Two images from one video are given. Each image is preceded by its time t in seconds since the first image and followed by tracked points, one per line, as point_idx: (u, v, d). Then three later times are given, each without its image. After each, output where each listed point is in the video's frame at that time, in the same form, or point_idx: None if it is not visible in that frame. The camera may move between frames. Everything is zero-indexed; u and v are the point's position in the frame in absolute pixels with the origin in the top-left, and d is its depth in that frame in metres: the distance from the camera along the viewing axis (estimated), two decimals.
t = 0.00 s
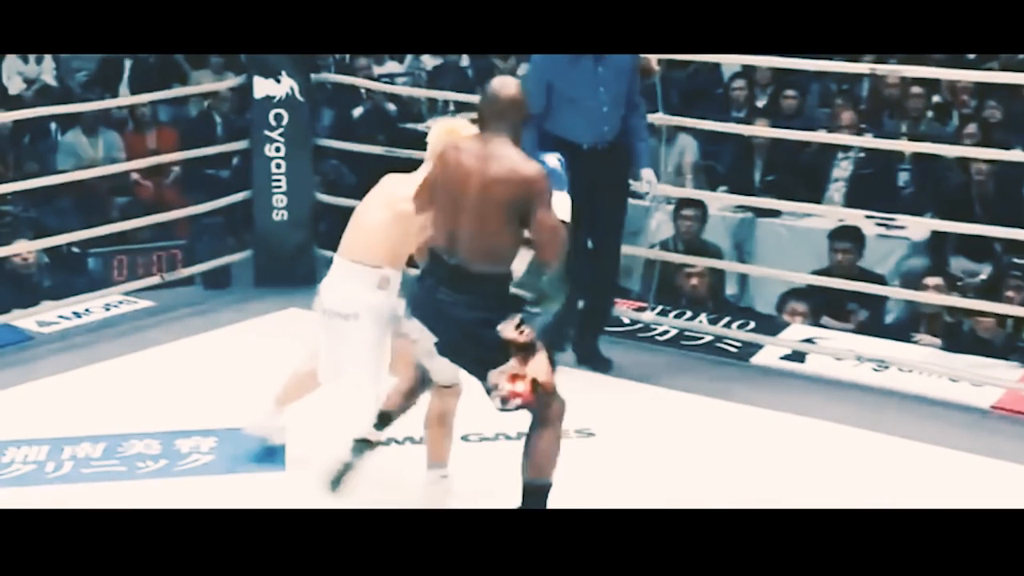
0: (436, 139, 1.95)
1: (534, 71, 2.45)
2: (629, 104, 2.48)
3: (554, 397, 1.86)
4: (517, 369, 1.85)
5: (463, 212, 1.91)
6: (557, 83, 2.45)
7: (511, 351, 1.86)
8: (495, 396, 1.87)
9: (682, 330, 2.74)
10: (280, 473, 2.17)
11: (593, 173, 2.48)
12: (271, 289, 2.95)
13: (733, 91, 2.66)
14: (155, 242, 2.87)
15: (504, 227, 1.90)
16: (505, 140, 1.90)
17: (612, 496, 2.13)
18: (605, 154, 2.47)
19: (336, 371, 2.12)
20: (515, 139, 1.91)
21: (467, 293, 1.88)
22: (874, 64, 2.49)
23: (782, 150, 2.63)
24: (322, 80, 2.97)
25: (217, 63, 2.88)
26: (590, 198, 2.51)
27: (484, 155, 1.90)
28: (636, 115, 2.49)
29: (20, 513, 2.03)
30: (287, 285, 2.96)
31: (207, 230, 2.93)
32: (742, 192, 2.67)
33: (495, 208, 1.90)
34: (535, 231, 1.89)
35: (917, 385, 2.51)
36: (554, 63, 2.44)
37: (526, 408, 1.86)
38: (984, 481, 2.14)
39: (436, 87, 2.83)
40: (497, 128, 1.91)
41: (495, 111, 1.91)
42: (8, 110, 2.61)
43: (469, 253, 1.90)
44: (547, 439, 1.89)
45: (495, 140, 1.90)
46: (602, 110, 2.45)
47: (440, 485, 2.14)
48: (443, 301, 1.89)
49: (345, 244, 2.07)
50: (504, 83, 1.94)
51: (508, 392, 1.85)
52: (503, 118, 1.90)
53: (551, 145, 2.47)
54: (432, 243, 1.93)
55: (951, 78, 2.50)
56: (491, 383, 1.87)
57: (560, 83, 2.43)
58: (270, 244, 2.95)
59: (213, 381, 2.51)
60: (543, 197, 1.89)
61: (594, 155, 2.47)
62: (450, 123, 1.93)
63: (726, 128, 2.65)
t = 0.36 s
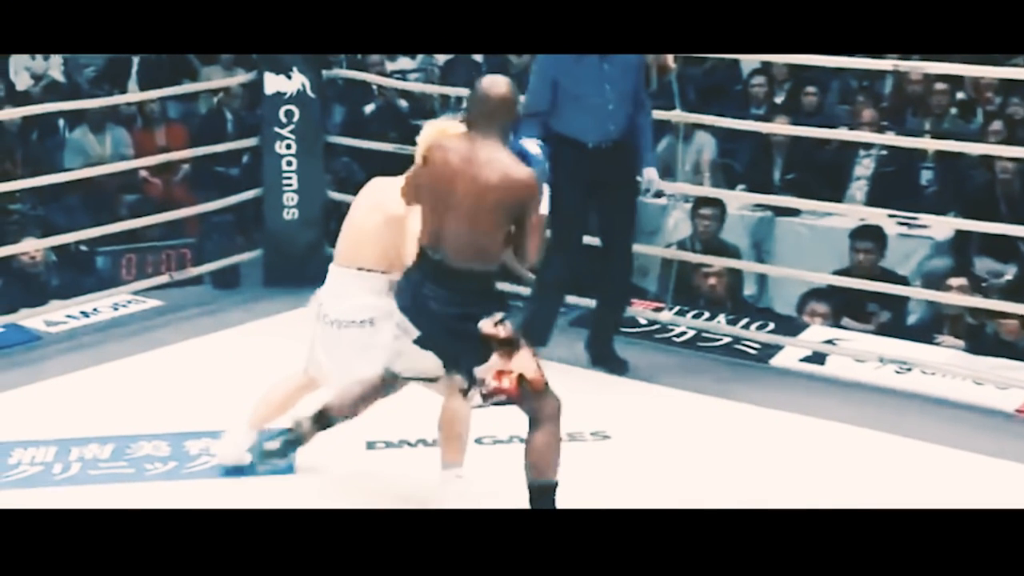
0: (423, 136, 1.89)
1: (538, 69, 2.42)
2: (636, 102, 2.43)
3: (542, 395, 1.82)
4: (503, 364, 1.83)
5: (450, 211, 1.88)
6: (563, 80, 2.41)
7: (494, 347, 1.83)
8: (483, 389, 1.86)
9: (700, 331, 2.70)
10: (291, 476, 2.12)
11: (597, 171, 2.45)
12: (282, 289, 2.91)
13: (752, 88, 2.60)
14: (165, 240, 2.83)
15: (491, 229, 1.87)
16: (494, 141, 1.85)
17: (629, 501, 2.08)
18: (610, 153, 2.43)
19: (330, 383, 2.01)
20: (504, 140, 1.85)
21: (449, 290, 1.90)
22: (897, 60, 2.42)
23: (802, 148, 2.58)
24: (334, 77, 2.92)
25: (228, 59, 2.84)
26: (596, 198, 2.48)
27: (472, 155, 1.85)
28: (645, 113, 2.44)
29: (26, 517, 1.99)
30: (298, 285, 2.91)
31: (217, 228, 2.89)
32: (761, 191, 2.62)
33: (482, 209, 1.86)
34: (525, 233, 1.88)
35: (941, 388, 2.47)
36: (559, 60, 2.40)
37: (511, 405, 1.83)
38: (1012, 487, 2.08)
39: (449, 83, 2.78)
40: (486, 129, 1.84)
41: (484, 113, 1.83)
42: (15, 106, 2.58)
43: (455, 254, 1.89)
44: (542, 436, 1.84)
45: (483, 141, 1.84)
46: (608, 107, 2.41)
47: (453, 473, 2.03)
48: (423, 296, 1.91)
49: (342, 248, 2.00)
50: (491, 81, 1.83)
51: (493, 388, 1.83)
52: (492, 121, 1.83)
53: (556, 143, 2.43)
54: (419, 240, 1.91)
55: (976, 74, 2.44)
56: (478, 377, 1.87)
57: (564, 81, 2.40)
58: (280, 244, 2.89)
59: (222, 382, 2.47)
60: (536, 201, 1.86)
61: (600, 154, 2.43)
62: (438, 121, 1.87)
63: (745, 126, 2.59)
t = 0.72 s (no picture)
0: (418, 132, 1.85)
1: (541, 68, 2.38)
2: (639, 102, 2.41)
3: (537, 396, 1.79)
4: (498, 364, 1.80)
5: (444, 210, 1.84)
6: (566, 80, 2.38)
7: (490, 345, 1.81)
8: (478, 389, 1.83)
9: (710, 331, 2.68)
10: (299, 478, 2.11)
11: (600, 172, 2.43)
12: (289, 289, 2.89)
13: (763, 86, 2.58)
14: (171, 240, 2.81)
15: (486, 229, 1.83)
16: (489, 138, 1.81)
17: (641, 504, 2.06)
18: (613, 153, 2.42)
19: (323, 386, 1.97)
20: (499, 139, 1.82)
21: (444, 288, 1.87)
22: (909, 59, 2.41)
23: (813, 148, 2.56)
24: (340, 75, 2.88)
25: (234, 57, 2.83)
26: (598, 195, 2.47)
27: (467, 153, 1.81)
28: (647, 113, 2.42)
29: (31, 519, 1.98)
30: (304, 285, 2.90)
31: (223, 228, 2.87)
32: (771, 190, 2.60)
33: (476, 210, 1.82)
34: (519, 235, 1.84)
35: (953, 389, 2.45)
36: (562, 60, 2.36)
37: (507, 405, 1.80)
38: None
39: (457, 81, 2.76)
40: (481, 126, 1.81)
41: (479, 110, 1.81)
42: (21, 104, 2.56)
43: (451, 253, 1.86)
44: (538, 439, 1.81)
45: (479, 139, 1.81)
46: (611, 107, 2.38)
47: (458, 474, 2.08)
48: (417, 294, 1.88)
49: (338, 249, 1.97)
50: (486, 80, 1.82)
51: (488, 387, 1.80)
52: (486, 119, 1.80)
53: (559, 143, 2.41)
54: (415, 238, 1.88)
55: (990, 73, 2.42)
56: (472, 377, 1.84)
57: (567, 78, 2.37)
58: (286, 243, 2.88)
59: (229, 382, 2.45)
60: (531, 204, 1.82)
61: (603, 153, 2.42)
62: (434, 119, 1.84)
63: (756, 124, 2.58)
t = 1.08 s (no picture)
0: (408, 124, 1.88)
1: (549, 69, 2.39)
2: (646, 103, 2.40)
3: (520, 393, 1.85)
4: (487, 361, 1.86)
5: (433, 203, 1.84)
6: (574, 80, 2.37)
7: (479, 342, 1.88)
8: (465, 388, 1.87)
9: (733, 332, 2.65)
10: (317, 479, 2.08)
11: (608, 173, 2.42)
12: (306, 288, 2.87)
13: (787, 83, 2.55)
14: (189, 239, 2.79)
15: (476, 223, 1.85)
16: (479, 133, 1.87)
17: (664, 509, 2.03)
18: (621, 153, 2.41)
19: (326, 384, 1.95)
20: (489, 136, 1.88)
21: (433, 284, 1.86)
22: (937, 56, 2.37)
23: (837, 147, 2.52)
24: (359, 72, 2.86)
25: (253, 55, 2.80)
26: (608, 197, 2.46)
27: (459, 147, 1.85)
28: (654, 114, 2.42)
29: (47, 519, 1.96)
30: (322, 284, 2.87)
31: (241, 227, 2.85)
32: (796, 190, 2.56)
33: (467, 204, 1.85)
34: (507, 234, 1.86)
35: (980, 392, 2.42)
36: (569, 61, 2.36)
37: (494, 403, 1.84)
38: None
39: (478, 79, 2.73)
40: (472, 122, 1.86)
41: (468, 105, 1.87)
42: (39, 102, 2.55)
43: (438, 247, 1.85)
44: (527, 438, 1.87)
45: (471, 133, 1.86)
46: (618, 108, 2.38)
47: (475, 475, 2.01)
48: (404, 290, 1.87)
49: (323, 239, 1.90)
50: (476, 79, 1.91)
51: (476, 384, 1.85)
52: (476, 116, 1.87)
53: (568, 143, 2.39)
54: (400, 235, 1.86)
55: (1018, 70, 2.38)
56: (459, 376, 1.88)
57: (575, 79, 2.36)
58: (304, 242, 2.86)
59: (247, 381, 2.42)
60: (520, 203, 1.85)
61: (610, 155, 2.41)
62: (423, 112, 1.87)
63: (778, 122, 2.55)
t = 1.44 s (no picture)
0: (397, 118, 1.97)
1: (553, 73, 2.40)
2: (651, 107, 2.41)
3: (517, 387, 1.95)
4: (480, 359, 1.95)
5: (423, 199, 1.92)
6: (578, 84, 2.39)
7: (472, 340, 1.96)
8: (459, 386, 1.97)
9: (743, 332, 2.64)
10: (326, 479, 2.08)
11: (612, 176, 2.42)
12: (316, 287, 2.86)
13: (799, 83, 2.54)
14: (200, 238, 2.79)
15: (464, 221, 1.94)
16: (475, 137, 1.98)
17: (675, 509, 2.02)
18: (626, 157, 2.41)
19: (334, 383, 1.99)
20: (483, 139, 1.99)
21: (425, 284, 1.94)
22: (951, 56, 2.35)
23: (848, 146, 2.51)
24: (370, 71, 2.81)
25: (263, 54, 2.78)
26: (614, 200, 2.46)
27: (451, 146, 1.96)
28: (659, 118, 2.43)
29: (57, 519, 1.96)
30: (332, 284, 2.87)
31: (251, 227, 2.84)
32: (806, 189, 2.55)
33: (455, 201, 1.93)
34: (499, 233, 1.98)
35: (993, 392, 2.41)
36: (573, 64, 2.38)
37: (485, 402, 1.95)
38: None
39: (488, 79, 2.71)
40: (472, 125, 1.99)
41: (471, 110, 2.00)
42: (50, 101, 2.55)
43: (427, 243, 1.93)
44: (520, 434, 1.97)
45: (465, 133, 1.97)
46: (622, 112, 2.39)
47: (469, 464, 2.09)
48: (397, 289, 1.94)
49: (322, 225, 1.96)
50: (477, 84, 2.03)
51: (471, 383, 1.94)
52: (471, 115, 2.00)
53: (573, 146, 2.39)
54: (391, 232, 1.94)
55: None
56: (454, 375, 1.97)
57: (578, 83, 2.38)
58: (314, 242, 2.85)
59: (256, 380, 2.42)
60: (509, 202, 1.95)
61: (615, 159, 2.41)
62: (410, 104, 1.97)
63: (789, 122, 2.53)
